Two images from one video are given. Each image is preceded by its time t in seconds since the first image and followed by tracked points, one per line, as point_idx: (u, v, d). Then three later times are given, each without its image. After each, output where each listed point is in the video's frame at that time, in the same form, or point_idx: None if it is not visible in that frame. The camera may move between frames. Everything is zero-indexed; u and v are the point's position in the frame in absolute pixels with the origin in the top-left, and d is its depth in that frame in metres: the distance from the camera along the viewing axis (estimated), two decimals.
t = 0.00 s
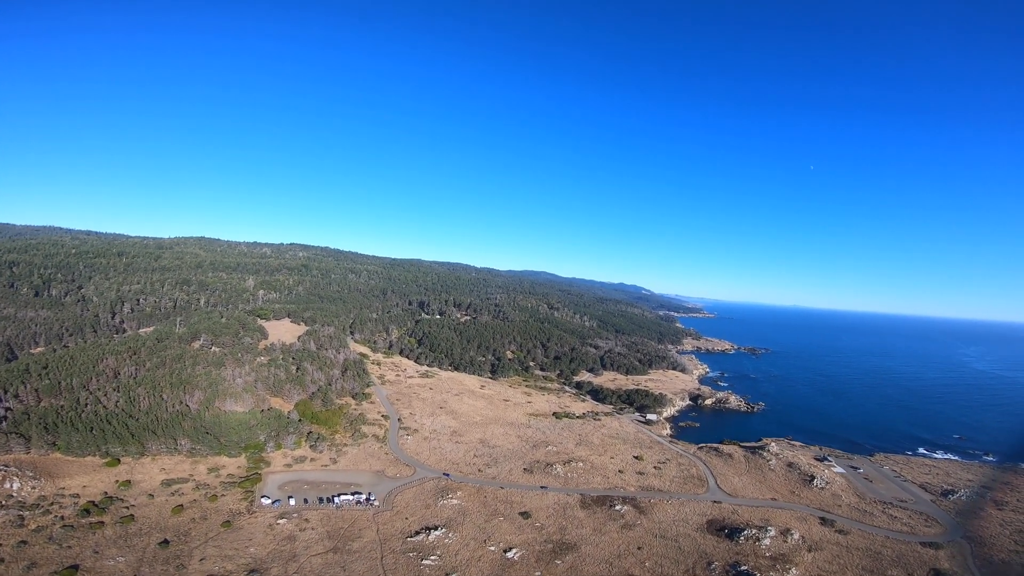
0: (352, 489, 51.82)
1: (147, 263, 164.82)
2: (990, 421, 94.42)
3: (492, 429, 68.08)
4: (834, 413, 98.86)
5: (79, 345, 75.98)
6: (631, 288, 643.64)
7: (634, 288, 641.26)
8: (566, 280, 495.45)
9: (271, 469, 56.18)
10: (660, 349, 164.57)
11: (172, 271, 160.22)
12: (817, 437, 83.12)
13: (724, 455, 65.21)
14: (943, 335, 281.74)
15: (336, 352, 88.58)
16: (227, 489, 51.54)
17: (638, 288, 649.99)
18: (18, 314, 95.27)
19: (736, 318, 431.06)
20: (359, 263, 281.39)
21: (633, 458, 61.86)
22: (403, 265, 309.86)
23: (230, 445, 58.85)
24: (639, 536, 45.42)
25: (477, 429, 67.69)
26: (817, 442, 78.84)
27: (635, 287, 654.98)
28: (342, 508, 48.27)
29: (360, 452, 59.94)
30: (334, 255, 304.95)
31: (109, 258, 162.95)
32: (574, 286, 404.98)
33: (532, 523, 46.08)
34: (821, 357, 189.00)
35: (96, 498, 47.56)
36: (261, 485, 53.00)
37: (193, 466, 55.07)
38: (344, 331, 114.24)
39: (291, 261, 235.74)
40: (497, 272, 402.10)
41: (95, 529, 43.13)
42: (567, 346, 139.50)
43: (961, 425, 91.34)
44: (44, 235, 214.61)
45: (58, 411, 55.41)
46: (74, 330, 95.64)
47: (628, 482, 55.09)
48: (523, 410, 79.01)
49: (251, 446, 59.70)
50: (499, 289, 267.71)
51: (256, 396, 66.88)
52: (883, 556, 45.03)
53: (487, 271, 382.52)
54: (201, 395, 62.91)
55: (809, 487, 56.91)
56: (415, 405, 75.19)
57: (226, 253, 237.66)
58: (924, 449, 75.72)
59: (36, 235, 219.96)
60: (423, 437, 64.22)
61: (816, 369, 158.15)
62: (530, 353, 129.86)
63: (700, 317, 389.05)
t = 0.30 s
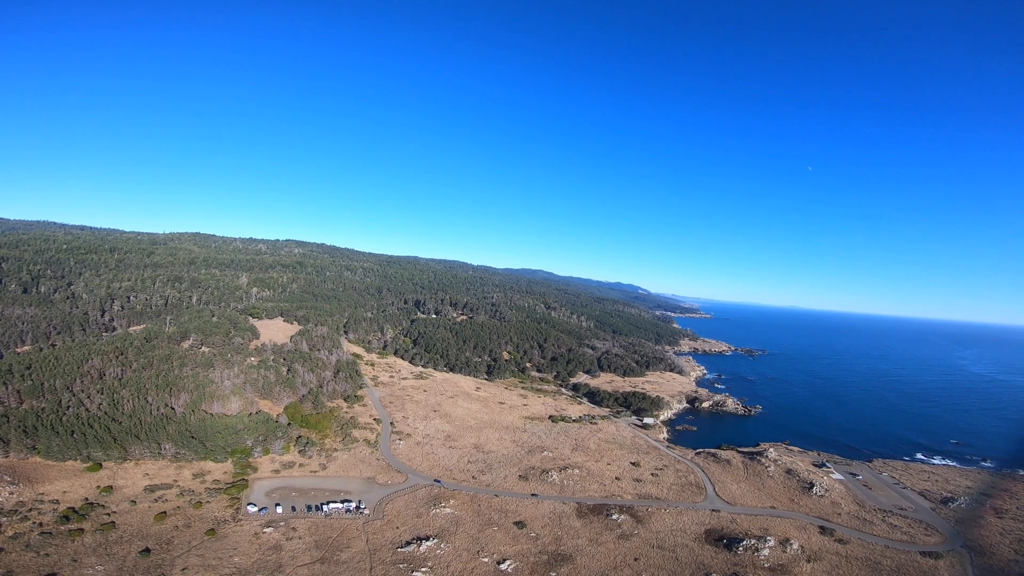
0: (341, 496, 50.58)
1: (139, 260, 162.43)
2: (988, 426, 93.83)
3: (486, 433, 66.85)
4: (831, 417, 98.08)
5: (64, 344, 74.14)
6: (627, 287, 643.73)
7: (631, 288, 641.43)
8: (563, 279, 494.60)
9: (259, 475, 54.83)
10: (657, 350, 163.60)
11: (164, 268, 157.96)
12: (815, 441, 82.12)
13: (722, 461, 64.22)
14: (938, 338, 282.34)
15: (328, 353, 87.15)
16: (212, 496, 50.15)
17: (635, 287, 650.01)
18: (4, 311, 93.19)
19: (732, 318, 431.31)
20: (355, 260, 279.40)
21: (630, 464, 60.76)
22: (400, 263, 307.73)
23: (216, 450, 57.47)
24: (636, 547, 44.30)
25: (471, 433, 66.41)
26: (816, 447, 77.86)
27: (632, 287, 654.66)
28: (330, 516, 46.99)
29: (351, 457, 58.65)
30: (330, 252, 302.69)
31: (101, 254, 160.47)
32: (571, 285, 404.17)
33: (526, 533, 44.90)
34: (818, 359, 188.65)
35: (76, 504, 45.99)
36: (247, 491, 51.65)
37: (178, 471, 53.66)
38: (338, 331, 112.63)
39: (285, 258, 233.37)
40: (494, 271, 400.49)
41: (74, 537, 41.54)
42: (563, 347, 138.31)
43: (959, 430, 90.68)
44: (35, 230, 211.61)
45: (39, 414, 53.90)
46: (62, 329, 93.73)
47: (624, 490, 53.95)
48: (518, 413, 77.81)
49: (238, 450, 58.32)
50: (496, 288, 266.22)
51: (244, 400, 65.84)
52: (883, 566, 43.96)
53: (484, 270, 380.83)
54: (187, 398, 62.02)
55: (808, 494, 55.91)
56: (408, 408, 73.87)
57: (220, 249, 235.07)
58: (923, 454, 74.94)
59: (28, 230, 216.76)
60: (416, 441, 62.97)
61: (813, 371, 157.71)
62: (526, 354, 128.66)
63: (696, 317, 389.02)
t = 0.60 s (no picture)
0: (332, 506, 49.21)
1: (122, 263, 158.39)
2: (977, 420, 94.80)
3: (480, 438, 65.71)
4: (824, 414, 98.44)
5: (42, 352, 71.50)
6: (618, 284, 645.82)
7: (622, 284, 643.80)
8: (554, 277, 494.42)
9: (246, 486, 53.18)
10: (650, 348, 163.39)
11: (148, 272, 154.21)
12: (810, 438, 82.09)
13: (718, 461, 63.78)
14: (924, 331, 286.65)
15: (317, 358, 85.39)
16: (199, 508, 48.45)
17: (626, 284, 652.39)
18: None
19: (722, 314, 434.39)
20: (345, 261, 276.09)
21: (626, 466, 59.98)
22: (391, 263, 304.91)
23: (201, 460, 55.67)
24: (636, 552, 43.54)
25: (465, 438, 65.23)
26: (810, 444, 77.85)
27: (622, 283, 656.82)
28: (321, 527, 45.60)
29: (341, 466, 57.24)
30: (319, 253, 298.97)
31: (82, 258, 156.19)
32: (563, 282, 404.16)
33: (523, 542, 43.86)
34: (808, 354, 190.19)
35: (57, 518, 43.95)
36: (235, 503, 50.02)
37: (162, 483, 51.82)
38: (326, 334, 110.52)
39: (273, 260, 229.76)
40: (485, 269, 398.58)
41: (56, 551, 39.55)
42: (556, 347, 137.35)
43: (950, 425, 91.48)
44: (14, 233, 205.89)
45: (15, 426, 51.74)
46: (40, 336, 90.65)
47: (621, 493, 53.16)
48: (512, 415, 76.77)
49: (224, 460, 56.55)
50: (487, 287, 264.82)
51: (228, 410, 64.41)
52: (885, 566, 43.68)
53: (475, 268, 379.08)
54: (170, 407, 60.54)
55: (806, 494, 55.61)
56: (400, 413, 72.46)
57: (205, 251, 230.80)
58: (916, 450, 75.19)
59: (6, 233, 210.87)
60: (408, 447, 61.65)
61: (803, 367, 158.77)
62: (518, 354, 127.58)
63: (687, 313, 391.04)
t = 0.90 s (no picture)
0: (320, 515, 47.79)
1: (107, 263, 154.83)
2: (969, 420, 95.29)
3: (473, 442, 64.48)
4: (818, 413, 98.47)
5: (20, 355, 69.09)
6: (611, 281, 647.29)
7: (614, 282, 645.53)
8: (547, 275, 493.86)
9: (231, 494, 51.56)
10: (643, 347, 162.96)
11: (134, 271, 150.88)
12: (805, 438, 81.81)
13: (714, 464, 63.11)
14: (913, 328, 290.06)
15: (305, 360, 83.62)
16: (182, 517, 46.80)
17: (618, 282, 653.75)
18: None
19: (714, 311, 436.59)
20: (336, 259, 273.10)
21: (622, 470, 59.08)
22: (383, 261, 302.32)
23: (185, 467, 53.93)
24: (633, 560, 42.65)
25: (457, 442, 63.98)
26: (805, 445, 77.54)
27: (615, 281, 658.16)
28: (309, 537, 44.18)
29: (330, 472, 55.80)
30: (310, 252, 295.63)
31: (65, 257, 152.41)
32: (556, 280, 403.64)
33: (518, 550, 42.79)
34: (800, 351, 191.25)
35: (34, 528, 42.04)
36: (219, 511, 48.41)
37: (144, 492, 50.03)
38: (316, 336, 108.51)
39: (263, 258, 226.35)
40: (478, 267, 396.84)
41: (35, 562, 37.72)
42: (550, 347, 136.37)
43: (942, 424, 91.83)
44: None
45: None
46: (20, 339, 87.92)
47: (617, 499, 52.27)
48: (506, 418, 75.61)
49: (209, 467, 54.84)
50: (480, 286, 263.33)
51: (212, 416, 62.75)
52: (883, 571, 43.20)
53: (468, 267, 377.38)
54: (152, 413, 58.89)
55: (803, 497, 55.11)
56: (391, 417, 71.00)
57: (193, 250, 226.93)
58: (910, 451, 75.18)
59: None
60: (399, 453, 60.31)
61: (796, 365, 159.33)
62: (511, 354, 126.44)
63: (680, 311, 392.53)
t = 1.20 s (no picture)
0: (309, 524, 46.40)
1: (95, 261, 151.97)
2: (963, 422, 95.29)
3: (467, 447, 63.29)
4: (814, 415, 98.05)
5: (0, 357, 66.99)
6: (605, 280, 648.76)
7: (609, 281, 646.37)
8: (542, 274, 493.02)
9: (217, 501, 50.06)
10: (638, 347, 162.24)
11: (122, 270, 148.21)
12: (801, 441, 81.22)
13: (711, 468, 62.31)
14: (905, 329, 292.09)
15: (295, 363, 82.03)
16: (167, 525, 45.26)
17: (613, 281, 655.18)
18: None
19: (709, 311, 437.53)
20: (330, 258, 270.61)
21: (618, 475, 58.11)
22: (377, 260, 299.99)
23: (169, 474, 52.25)
24: (630, 569, 41.71)
25: (451, 447, 62.75)
26: (802, 448, 76.94)
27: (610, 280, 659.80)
28: (297, 547, 42.84)
29: (319, 479, 54.44)
30: (304, 250, 293.15)
31: (52, 255, 149.49)
32: (551, 279, 403.27)
33: (513, 560, 41.70)
34: (794, 352, 191.61)
35: (11, 537, 40.33)
36: (205, 520, 46.91)
37: (127, 499, 48.37)
38: (307, 337, 106.74)
39: (254, 257, 223.61)
40: (473, 266, 395.36)
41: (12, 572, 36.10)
42: (545, 347, 135.33)
43: (937, 426, 91.71)
44: None
45: None
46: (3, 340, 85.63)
47: (614, 506, 51.30)
48: (500, 421, 74.49)
49: (194, 474, 53.30)
50: (475, 285, 262.13)
51: (197, 421, 61.18)
52: None
53: (463, 265, 375.57)
54: (135, 418, 57.54)
55: (801, 502, 54.37)
56: (383, 421, 69.62)
57: (184, 249, 223.83)
58: (907, 454, 74.78)
59: None
60: (391, 458, 59.00)
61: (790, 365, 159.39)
62: (506, 355, 125.23)
63: (675, 310, 393.42)
